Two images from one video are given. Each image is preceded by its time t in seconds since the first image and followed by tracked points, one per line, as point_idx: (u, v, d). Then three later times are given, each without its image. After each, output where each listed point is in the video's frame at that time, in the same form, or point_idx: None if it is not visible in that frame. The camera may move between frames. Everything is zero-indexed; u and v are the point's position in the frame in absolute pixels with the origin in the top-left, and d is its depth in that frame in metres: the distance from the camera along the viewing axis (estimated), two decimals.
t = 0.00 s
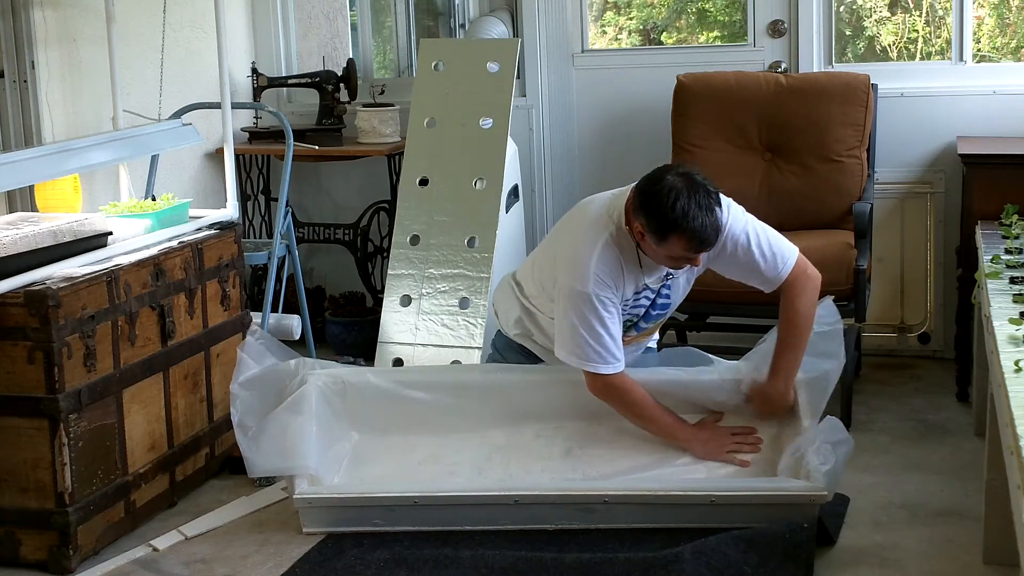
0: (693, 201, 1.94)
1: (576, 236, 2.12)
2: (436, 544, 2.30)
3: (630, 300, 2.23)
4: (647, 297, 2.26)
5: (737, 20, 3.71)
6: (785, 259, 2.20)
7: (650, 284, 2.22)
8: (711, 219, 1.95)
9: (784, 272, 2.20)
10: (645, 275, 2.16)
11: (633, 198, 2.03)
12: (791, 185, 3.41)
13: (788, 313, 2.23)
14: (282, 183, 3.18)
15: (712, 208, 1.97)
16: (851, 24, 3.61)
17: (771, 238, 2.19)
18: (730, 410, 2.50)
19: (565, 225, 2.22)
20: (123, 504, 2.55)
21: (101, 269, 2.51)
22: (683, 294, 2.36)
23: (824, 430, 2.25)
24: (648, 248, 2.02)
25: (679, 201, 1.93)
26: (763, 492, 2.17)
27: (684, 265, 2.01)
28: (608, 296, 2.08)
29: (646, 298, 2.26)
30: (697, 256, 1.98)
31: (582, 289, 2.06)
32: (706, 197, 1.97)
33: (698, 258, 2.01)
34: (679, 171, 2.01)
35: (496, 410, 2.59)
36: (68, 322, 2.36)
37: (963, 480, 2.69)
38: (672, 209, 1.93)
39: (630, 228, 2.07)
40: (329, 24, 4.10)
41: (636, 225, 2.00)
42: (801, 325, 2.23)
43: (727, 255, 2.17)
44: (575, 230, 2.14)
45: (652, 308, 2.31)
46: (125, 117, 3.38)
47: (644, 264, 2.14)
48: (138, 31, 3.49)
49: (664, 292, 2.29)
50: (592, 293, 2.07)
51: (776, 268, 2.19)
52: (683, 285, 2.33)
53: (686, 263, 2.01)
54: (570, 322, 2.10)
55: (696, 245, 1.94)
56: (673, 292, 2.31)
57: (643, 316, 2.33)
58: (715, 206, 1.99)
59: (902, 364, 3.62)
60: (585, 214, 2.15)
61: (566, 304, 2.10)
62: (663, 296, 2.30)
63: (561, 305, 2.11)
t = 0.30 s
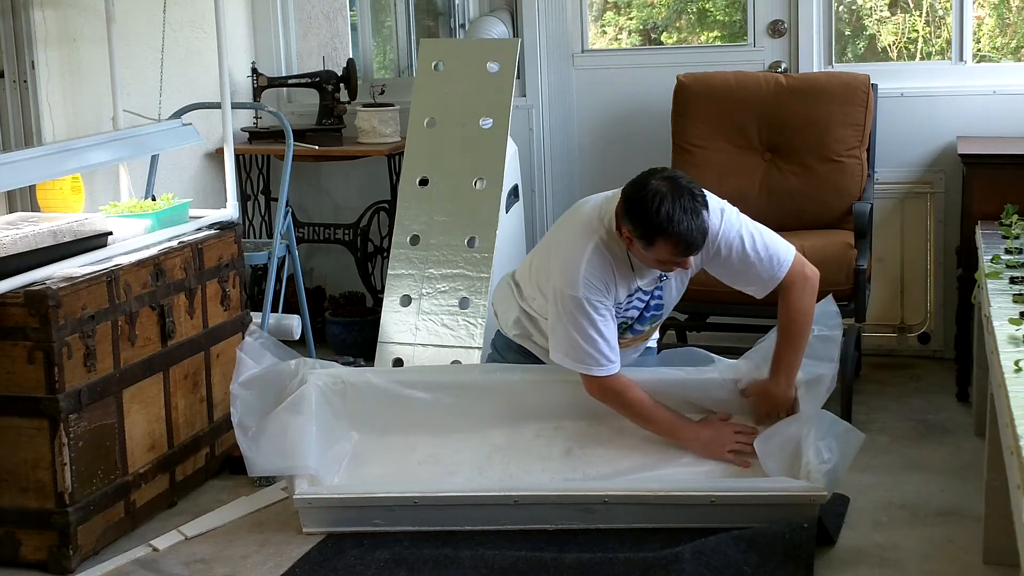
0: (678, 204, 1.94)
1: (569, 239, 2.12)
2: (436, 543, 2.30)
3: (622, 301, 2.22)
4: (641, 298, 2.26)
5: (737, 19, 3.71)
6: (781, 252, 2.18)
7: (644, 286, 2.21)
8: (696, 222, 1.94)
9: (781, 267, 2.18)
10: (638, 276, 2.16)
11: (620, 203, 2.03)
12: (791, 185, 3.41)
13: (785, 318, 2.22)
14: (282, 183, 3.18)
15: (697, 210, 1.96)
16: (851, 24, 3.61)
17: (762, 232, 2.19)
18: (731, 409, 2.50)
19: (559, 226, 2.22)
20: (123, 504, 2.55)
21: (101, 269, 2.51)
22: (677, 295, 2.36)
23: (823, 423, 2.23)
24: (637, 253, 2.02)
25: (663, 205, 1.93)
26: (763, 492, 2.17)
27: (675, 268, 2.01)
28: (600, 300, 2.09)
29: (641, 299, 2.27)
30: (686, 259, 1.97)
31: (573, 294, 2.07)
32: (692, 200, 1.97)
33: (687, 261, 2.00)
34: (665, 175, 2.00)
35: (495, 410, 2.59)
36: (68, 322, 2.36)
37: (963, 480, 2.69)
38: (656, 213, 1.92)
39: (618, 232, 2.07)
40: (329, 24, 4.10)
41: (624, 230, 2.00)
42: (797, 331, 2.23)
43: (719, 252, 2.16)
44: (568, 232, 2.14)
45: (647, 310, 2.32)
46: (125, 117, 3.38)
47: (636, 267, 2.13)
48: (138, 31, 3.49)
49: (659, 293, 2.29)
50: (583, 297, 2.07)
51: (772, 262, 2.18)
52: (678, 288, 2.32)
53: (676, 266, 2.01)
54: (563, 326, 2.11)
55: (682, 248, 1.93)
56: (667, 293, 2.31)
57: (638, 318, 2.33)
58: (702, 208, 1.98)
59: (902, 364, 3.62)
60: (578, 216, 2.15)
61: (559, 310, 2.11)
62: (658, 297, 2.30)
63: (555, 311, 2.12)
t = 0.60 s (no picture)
0: (688, 217, 1.92)
1: (581, 248, 2.09)
2: (436, 543, 2.30)
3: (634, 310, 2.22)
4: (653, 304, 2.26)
5: (737, 19, 3.71)
6: (787, 250, 2.16)
7: (653, 294, 2.21)
8: (707, 235, 1.92)
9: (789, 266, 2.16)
10: (649, 284, 2.14)
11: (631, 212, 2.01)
12: (791, 185, 3.41)
13: (789, 315, 2.22)
14: (282, 183, 3.18)
15: (708, 223, 1.94)
16: (851, 24, 3.61)
17: (769, 231, 2.16)
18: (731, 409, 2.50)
19: (567, 233, 2.19)
20: (123, 504, 2.55)
21: (101, 269, 2.51)
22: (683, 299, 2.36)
23: (824, 423, 2.23)
24: (646, 263, 2.00)
25: (674, 218, 1.91)
26: (763, 492, 2.17)
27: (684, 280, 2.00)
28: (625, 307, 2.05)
29: (649, 305, 2.26)
30: (695, 272, 1.95)
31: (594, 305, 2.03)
32: (703, 212, 1.95)
33: (697, 274, 1.99)
34: (676, 186, 1.98)
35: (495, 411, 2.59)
36: (68, 322, 2.36)
37: (963, 481, 2.69)
38: (667, 226, 1.90)
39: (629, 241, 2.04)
40: (329, 24, 4.10)
41: (634, 240, 1.98)
42: (799, 330, 2.23)
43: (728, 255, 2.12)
44: (579, 241, 2.11)
45: (655, 316, 2.31)
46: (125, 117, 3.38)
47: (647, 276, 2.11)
48: (138, 31, 3.49)
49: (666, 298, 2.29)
50: (608, 307, 2.03)
51: (780, 262, 2.15)
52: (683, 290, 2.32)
53: (685, 278, 1.99)
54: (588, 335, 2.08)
55: (693, 262, 1.92)
56: (675, 297, 2.32)
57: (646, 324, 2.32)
58: (712, 221, 1.96)
59: (902, 363, 3.62)
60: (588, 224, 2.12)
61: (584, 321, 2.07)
62: (666, 303, 2.30)
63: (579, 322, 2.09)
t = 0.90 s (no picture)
0: (698, 221, 1.92)
1: (586, 247, 2.09)
2: (435, 543, 2.30)
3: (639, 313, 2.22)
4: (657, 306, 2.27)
5: (737, 19, 3.71)
6: (790, 248, 2.16)
7: (657, 295, 2.20)
8: (714, 241, 1.92)
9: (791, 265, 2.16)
10: (653, 284, 2.14)
11: (638, 212, 2.00)
12: (791, 185, 3.41)
13: (791, 312, 2.22)
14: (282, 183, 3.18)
15: (717, 229, 1.94)
16: (851, 24, 3.61)
17: (772, 229, 2.16)
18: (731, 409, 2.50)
19: (571, 230, 2.20)
20: (123, 504, 2.55)
21: (101, 269, 2.51)
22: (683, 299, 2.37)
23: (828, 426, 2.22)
24: (652, 263, 2.00)
25: (683, 221, 1.91)
26: (763, 492, 2.17)
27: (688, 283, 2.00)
28: (631, 306, 2.05)
29: (655, 305, 2.26)
30: (699, 276, 1.95)
31: (604, 306, 2.03)
32: (713, 217, 1.95)
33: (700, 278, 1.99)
34: (686, 190, 1.98)
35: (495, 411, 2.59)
36: (68, 322, 2.36)
37: (963, 481, 2.69)
38: (676, 228, 1.90)
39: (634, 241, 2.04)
40: (329, 24, 4.10)
41: (641, 239, 1.98)
42: (799, 328, 2.23)
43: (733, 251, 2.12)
44: (583, 241, 2.11)
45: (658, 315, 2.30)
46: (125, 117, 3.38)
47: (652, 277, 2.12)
48: (138, 31, 3.49)
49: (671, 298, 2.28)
50: (613, 308, 2.04)
51: (784, 260, 2.15)
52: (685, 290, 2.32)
53: (689, 282, 1.99)
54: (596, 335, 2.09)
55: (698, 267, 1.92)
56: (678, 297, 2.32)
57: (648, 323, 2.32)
58: (721, 226, 1.96)
59: (902, 364, 3.62)
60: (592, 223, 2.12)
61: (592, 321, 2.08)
62: (669, 303, 2.30)
63: (587, 321, 2.10)
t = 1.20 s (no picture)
0: (695, 218, 1.92)
1: (570, 229, 2.10)
2: (435, 543, 2.30)
3: (619, 301, 2.20)
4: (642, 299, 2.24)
5: (737, 19, 3.71)
6: (787, 247, 2.15)
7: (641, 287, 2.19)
8: (706, 242, 1.92)
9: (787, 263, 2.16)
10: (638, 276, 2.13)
11: (640, 199, 1.99)
12: (791, 185, 3.41)
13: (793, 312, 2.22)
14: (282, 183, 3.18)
15: (711, 233, 1.94)
16: (851, 24, 3.61)
17: (769, 227, 2.15)
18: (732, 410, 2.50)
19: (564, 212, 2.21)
20: (123, 504, 2.55)
21: (101, 269, 2.51)
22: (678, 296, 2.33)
23: (823, 424, 2.26)
24: (638, 251, 1.99)
25: (681, 214, 1.91)
26: (763, 492, 2.17)
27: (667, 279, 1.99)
28: (581, 293, 2.06)
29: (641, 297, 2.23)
30: (681, 274, 1.95)
31: (565, 280, 2.04)
32: (710, 220, 1.95)
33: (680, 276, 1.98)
34: (692, 187, 1.98)
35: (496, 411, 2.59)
36: (68, 322, 2.36)
37: (963, 481, 2.69)
38: (672, 219, 1.90)
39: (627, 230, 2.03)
40: (329, 24, 4.10)
41: (634, 222, 1.97)
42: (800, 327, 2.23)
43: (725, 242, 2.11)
44: (570, 222, 2.12)
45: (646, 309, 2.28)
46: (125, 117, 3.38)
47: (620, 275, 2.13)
48: (138, 31, 3.49)
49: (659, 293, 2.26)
50: (570, 285, 2.05)
51: (780, 259, 2.14)
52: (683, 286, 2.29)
53: (668, 277, 1.98)
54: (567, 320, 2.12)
55: (681, 264, 1.91)
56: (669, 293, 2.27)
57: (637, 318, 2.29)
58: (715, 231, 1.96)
59: (902, 363, 3.62)
60: (581, 209, 2.10)
61: (539, 291, 2.08)
62: (658, 298, 2.27)
63: (533, 291, 2.09)
